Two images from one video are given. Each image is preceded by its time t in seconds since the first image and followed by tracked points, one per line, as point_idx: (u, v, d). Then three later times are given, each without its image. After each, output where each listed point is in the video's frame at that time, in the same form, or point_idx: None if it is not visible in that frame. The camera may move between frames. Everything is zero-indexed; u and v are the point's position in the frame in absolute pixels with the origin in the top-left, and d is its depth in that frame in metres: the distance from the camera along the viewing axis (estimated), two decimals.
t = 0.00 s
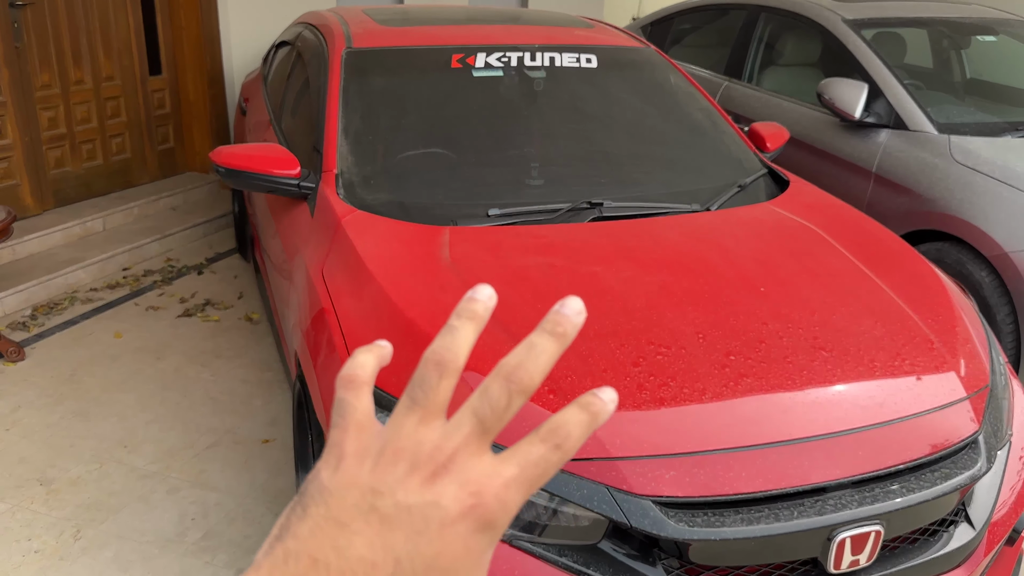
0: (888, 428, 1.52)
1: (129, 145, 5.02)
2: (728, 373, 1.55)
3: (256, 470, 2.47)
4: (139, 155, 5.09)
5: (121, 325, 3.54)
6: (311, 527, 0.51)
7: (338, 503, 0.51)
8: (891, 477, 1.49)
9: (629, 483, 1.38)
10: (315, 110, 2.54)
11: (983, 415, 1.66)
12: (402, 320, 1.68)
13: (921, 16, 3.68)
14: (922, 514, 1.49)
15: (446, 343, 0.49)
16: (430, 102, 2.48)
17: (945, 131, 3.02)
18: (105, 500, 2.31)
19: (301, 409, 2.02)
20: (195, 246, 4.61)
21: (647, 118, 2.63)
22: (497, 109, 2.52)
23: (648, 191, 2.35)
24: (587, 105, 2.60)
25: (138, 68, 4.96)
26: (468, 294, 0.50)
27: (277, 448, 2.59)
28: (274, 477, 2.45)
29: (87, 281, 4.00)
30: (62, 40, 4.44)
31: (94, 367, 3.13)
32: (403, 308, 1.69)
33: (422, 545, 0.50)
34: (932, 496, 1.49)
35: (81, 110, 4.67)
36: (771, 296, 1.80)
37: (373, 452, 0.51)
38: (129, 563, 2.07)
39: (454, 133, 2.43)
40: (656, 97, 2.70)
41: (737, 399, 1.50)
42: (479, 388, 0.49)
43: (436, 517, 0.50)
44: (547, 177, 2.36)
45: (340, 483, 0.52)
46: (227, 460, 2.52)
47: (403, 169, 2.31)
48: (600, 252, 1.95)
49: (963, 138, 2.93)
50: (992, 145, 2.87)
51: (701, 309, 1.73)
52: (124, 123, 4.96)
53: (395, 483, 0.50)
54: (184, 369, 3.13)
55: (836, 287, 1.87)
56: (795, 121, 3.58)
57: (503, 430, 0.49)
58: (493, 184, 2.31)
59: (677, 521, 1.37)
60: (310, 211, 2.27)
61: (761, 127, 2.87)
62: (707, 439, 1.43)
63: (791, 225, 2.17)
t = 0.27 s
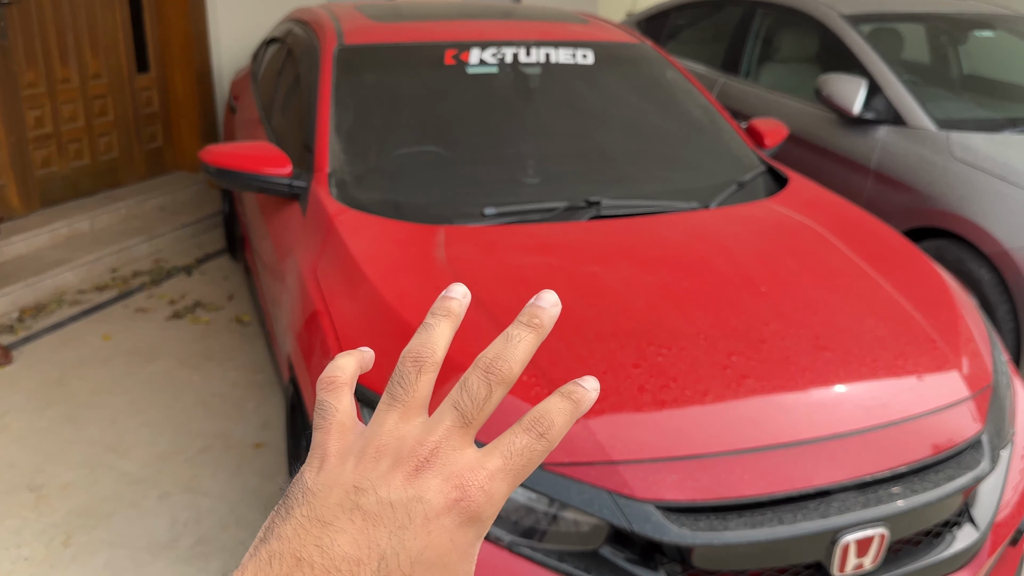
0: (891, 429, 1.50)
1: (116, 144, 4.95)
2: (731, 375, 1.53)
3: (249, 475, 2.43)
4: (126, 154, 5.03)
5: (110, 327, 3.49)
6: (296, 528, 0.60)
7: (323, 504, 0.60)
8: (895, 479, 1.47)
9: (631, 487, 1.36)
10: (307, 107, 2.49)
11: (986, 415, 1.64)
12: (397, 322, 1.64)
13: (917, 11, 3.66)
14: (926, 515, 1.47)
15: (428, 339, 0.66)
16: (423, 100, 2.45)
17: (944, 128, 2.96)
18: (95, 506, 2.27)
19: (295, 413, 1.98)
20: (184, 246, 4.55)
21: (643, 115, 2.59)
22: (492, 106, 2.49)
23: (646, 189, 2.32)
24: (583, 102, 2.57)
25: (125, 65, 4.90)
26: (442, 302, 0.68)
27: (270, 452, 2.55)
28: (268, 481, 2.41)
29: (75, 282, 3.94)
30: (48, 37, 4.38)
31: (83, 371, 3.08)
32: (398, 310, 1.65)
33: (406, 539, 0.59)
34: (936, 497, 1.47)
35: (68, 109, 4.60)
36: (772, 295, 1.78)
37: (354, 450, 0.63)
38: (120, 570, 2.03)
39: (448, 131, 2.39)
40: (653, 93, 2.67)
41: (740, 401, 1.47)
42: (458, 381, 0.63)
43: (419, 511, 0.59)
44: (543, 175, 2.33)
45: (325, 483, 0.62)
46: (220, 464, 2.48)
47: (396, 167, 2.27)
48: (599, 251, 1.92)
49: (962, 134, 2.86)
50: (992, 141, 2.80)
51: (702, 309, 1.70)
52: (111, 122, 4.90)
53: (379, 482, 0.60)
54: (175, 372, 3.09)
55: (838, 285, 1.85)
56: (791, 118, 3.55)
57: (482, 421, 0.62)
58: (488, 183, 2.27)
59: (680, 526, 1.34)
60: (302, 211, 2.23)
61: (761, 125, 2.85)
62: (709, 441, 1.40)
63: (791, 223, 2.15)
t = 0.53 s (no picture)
0: (889, 425, 1.50)
1: (110, 142, 4.93)
2: (727, 372, 1.52)
3: (245, 474, 2.42)
4: (121, 153, 5.01)
5: (104, 326, 3.48)
6: (281, 499, 0.60)
7: (304, 472, 0.61)
8: (893, 475, 1.47)
9: (628, 485, 1.35)
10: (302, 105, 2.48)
11: (983, 411, 1.64)
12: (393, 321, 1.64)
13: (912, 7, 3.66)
14: (924, 512, 1.47)
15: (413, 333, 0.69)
16: (418, 97, 2.44)
17: (940, 124, 2.96)
18: (90, 507, 2.26)
19: (290, 412, 1.97)
20: (179, 245, 4.54)
21: (640, 112, 2.59)
22: (487, 103, 2.48)
23: (642, 185, 2.31)
24: (579, 98, 2.56)
25: (119, 63, 4.87)
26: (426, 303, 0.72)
27: (265, 451, 2.54)
28: (264, 481, 2.40)
29: (70, 281, 3.93)
30: (41, 35, 4.35)
31: (78, 370, 3.06)
32: (394, 308, 1.65)
33: (384, 491, 0.58)
34: (934, 493, 1.47)
35: (61, 107, 4.58)
36: (769, 291, 1.77)
37: (337, 422, 0.64)
38: (116, 571, 2.02)
39: (443, 129, 2.38)
40: (649, 89, 2.66)
41: (737, 398, 1.47)
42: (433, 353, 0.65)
43: (396, 464, 0.59)
44: (539, 173, 2.32)
45: (309, 456, 0.63)
46: (216, 464, 2.47)
47: (392, 165, 2.26)
48: (595, 249, 1.92)
49: (958, 131, 2.86)
50: (988, 136, 2.80)
51: (699, 306, 1.70)
52: (105, 121, 4.88)
53: (358, 446, 0.61)
54: (170, 372, 3.07)
55: (835, 281, 1.85)
56: (786, 114, 3.55)
57: (458, 382, 0.63)
58: (484, 180, 2.27)
59: (678, 524, 1.33)
60: (297, 209, 2.22)
61: (756, 120, 2.84)
62: (707, 439, 1.40)
63: (788, 219, 2.14)
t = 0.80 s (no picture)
0: (884, 421, 1.50)
1: (113, 140, 4.95)
2: (722, 367, 1.53)
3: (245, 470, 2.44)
4: (124, 151, 5.03)
5: (107, 323, 3.49)
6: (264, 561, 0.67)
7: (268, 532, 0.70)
8: (887, 471, 1.48)
9: (623, 480, 1.36)
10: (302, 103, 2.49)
11: (978, 407, 1.64)
12: (391, 317, 1.65)
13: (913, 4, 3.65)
14: (918, 508, 1.47)
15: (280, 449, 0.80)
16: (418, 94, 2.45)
17: (940, 120, 2.96)
18: (91, 502, 2.28)
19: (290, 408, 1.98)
20: (182, 242, 4.56)
21: (638, 109, 2.59)
22: (486, 101, 2.49)
23: (640, 183, 2.32)
24: (579, 96, 2.57)
25: (122, 61, 4.89)
26: (264, 409, 0.80)
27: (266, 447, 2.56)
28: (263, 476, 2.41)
29: (73, 278, 3.95)
30: (44, 33, 4.37)
31: (80, 367, 3.08)
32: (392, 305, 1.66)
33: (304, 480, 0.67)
34: (928, 489, 1.47)
35: (64, 104, 4.60)
36: (765, 288, 1.78)
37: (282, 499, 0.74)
38: (116, 565, 2.04)
39: (443, 126, 2.39)
40: (648, 87, 2.67)
41: (732, 393, 1.48)
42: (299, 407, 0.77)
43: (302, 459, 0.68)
44: (538, 170, 2.33)
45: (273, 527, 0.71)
46: (216, 460, 2.49)
47: (391, 162, 2.27)
48: (592, 246, 1.93)
49: (958, 127, 2.87)
50: (987, 133, 2.82)
51: (695, 303, 1.71)
52: (108, 118, 4.90)
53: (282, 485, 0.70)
54: (172, 368, 3.09)
55: (831, 278, 1.85)
56: (787, 111, 3.55)
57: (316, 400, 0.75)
58: (482, 177, 2.28)
59: (672, 518, 1.34)
60: (296, 206, 2.23)
61: (755, 117, 2.84)
62: (701, 434, 1.41)
63: (785, 216, 2.15)
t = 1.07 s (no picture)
0: (871, 415, 1.52)
1: (129, 137, 5.03)
2: (712, 360, 1.56)
3: (251, 459, 2.49)
4: (139, 148, 5.11)
5: (120, 316, 3.56)
6: None
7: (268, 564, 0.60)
8: (874, 464, 1.49)
9: (611, 470, 1.38)
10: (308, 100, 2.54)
11: (970, 402, 1.65)
12: (389, 310, 1.69)
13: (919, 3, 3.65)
14: (905, 500, 1.49)
15: (302, 449, 0.62)
16: (422, 92, 2.49)
17: (942, 118, 3.00)
18: (100, 489, 2.33)
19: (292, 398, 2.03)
20: (194, 238, 4.63)
21: (640, 107, 2.62)
22: (489, 98, 2.52)
23: (640, 179, 2.34)
24: (581, 94, 2.60)
25: (137, 59, 4.97)
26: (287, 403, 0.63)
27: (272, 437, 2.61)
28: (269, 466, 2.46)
29: (88, 272, 4.03)
30: (60, 32, 4.45)
31: (93, 358, 3.15)
32: (390, 298, 1.70)
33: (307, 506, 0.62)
34: (916, 482, 1.49)
35: (80, 102, 4.68)
36: (758, 283, 1.80)
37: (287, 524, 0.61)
38: (123, 551, 2.09)
39: (445, 123, 2.43)
40: (649, 85, 2.69)
41: (721, 386, 1.50)
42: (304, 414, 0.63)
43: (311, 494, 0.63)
44: (539, 166, 2.36)
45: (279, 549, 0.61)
46: (223, 449, 2.54)
47: (395, 158, 2.31)
48: (589, 240, 1.96)
49: (959, 125, 2.92)
50: (989, 131, 2.85)
51: (688, 297, 1.73)
52: (124, 116, 4.98)
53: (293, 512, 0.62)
54: (182, 360, 3.15)
55: (825, 274, 1.87)
56: (792, 109, 3.56)
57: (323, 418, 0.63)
58: (484, 174, 2.31)
59: (658, 507, 1.36)
60: (301, 201, 2.28)
61: (757, 115, 2.86)
62: (689, 425, 1.43)
63: (783, 212, 2.17)
